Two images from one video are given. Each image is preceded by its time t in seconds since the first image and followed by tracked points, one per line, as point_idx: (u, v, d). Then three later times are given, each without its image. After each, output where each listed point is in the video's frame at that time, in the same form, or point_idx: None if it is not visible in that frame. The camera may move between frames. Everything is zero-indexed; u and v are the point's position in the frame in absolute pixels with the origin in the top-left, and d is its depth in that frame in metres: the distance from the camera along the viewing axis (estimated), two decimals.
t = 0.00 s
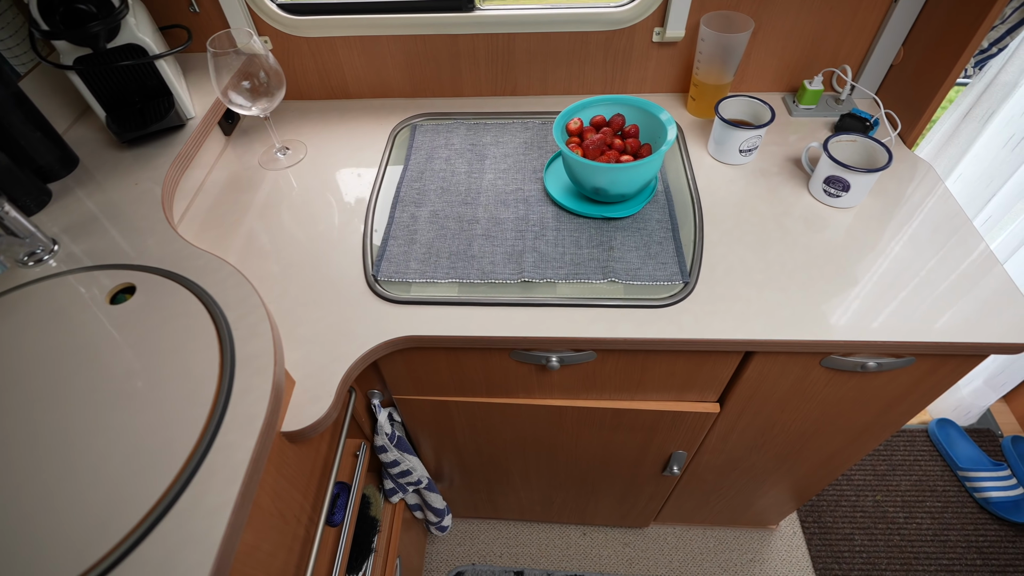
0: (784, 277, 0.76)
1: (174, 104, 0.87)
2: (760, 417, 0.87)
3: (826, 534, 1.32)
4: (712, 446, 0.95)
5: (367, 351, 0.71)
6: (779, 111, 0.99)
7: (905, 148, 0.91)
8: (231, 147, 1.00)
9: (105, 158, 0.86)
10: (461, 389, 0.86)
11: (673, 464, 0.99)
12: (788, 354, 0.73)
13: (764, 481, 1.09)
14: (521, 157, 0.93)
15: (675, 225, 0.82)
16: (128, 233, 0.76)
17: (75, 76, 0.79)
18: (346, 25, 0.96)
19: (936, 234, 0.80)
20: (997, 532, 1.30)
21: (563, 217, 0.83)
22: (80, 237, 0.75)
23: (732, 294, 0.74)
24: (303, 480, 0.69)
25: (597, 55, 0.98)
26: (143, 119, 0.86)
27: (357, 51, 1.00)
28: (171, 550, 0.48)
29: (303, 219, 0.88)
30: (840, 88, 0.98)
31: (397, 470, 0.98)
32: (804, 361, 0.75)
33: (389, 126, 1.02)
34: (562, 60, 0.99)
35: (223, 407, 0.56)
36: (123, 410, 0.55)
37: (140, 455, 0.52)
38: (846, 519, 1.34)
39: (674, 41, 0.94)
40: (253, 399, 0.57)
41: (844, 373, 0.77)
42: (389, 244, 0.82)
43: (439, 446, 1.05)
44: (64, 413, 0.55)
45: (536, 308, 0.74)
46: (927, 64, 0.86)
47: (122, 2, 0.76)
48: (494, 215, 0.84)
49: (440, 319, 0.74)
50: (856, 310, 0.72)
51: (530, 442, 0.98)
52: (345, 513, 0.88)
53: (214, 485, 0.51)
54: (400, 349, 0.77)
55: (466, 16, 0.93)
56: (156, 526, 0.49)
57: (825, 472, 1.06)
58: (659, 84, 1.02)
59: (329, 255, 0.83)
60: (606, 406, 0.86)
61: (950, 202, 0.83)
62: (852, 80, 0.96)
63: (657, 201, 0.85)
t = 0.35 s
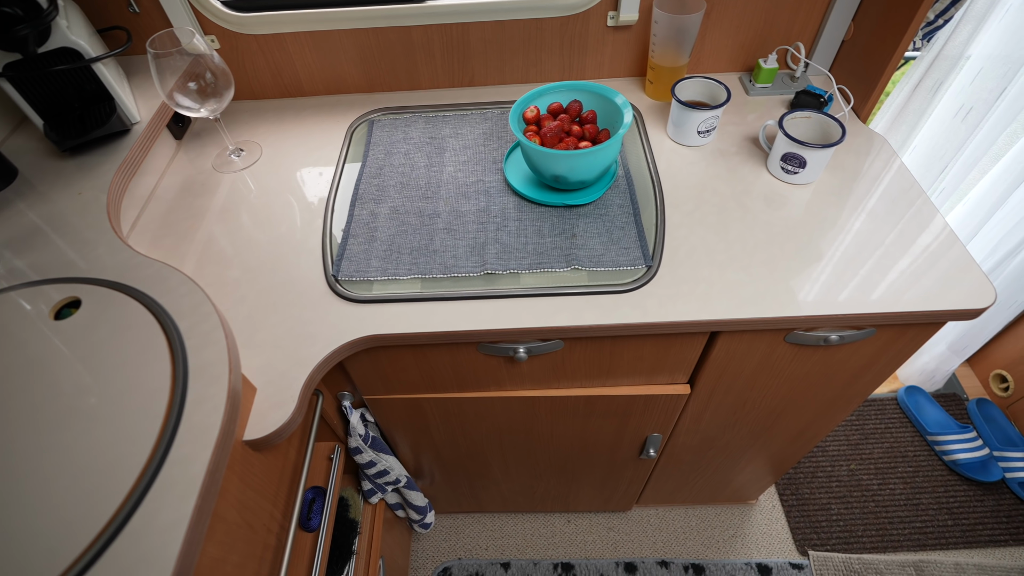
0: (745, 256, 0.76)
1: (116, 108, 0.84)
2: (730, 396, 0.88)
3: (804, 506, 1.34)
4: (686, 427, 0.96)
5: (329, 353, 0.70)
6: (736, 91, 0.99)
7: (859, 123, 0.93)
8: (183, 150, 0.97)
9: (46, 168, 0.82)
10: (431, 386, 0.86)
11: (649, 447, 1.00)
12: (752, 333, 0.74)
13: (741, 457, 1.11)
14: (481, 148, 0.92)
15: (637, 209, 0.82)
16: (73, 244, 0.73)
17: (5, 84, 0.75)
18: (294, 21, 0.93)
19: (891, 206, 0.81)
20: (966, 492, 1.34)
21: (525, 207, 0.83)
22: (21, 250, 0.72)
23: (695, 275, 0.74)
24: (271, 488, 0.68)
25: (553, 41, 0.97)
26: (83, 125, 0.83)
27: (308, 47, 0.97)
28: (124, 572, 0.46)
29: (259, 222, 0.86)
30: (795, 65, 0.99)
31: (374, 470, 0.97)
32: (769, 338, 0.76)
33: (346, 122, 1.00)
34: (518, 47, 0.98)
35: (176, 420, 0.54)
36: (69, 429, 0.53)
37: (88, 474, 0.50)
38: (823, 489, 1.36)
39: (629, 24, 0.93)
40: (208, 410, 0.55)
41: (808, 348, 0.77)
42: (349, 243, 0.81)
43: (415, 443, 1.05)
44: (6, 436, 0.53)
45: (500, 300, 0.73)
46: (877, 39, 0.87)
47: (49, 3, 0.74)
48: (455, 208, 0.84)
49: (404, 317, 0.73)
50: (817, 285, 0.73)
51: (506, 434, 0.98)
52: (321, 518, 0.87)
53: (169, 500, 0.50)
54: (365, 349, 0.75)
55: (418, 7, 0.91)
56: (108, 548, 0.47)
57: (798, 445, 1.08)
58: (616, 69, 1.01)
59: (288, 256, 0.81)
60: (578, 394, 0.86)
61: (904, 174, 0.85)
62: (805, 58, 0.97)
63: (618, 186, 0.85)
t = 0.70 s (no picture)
0: (700, 235, 0.77)
1: (50, 114, 0.81)
2: (695, 374, 0.90)
3: (777, 478, 1.37)
4: (655, 407, 0.97)
5: (287, 355, 0.69)
6: (688, 73, 1.00)
7: (808, 99, 0.94)
8: (129, 156, 0.94)
9: None
10: (397, 382, 0.85)
11: (621, 430, 1.01)
12: (710, 311, 0.75)
13: (712, 434, 1.13)
14: (436, 141, 0.91)
15: (593, 195, 0.82)
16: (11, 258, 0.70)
17: None
18: (237, 18, 0.90)
19: (840, 180, 0.83)
20: (930, 454, 1.39)
21: (482, 198, 0.82)
22: None
23: (652, 257, 0.75)
24: (234, 496, 0.67)
25: (503, 30, 0.96)
26: (16, 135, 0.80)
27: (254, 45, 0.95)
28: None
29: (211, 226, 0.84)
30: (744, 45, 1.00)
31: (347, 471, 0.97)
32: (727, 316, 0.77)
33: (298, 120, 0.99)
34: (469, 37, 0.97)
35: (124, 432, 0.52)
36: (9, 450, 0.51)
37: (31, 494, 0.48)
38: (795, 461, 1.40)
39: (578, 9, 0.93)
40: (157, 420, 0.54)
41: (766, 322, 0.79)
42: (305, 243, 0.79)
43: (388, 442, 1.04)
44: None
45: (460, 292, 0.73)
46: (820, 16, 0.89)
47: None
48: (411, 202, 0.83)
49: (362, 314, 0.72)
50: (771, 260, 0.74)
51: (478, 425, 0.98)
52: (295, 522, 0.86)
53: (119, 515, 0.48)
54: (326, 349, 0.74)
55: None
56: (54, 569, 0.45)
57: (766, 419, 1.10)
58: (569, 55, 1.01)
59: (242, 260, 0.79)
60: (546, 382, 0.86)
61: (852, 149, 0.87)
62: (754, 37, 0.98)
63: (574, 173, 0.85)
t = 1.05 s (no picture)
0: (652, 217, 0.78)
1: None
2: (658, 355, 0.91)
3: (749, 452, 1.41)
4: (622, 390, 0.99)
5: (241, 360, 0.68)
6: (637, 58, 1.01)
7: (753, 79, 0.96)
8: (70, 166, 0.91)
9: None
10: (361, 381, 0.85)
11: (590, 415, 1.02)
12: (664, 292, 0.76)
13: (681, 414, 1.15)
14: (387, 137, 0.90)
15: (545, 183, 0.82)
16: None
17: None
18: (174, 19, 0.88)
19: (785, 157, 0.85)
20: (893, 419, 1.43)
21: (435, 192, 0.82)
22: None
23: (605, 241, 0.76)
24: (194, 505, 0.66)
25: (451, 22, 0.96)
26: None
27: (195, 47, 0.93)
28: None
29: (159, 234, 0.82)
30: (690, 28, 1.01)
31: (318, 474, 0.96)
32: (682, 295, 0.78)
33: (246, 122, 0.97)
34: (416, 31, 0.96)
35: (68, 448, 0.51)
36: None
37: None
38: (764, 434, 1.43)
39: None
40: (103, 433, 0.53)
41: (721, 300, 0.80)
42: (256, 246, 0.78)
43: (359, 442, 1.03)
44: None
45: (415, 287, 0.73)
46: None
47: None
48: (363, 199, 0.82)
49: (317, 314, 0.71)
50: (720, 238, 0.75)
51: (447, 419, 0.98)
52: (266, 528, 0.84)
53: (65, 531, 0.47)
54: (283, 351, 0.74)
55: None
56: None
57: (732, 395, 1.12)
58: (518, 45, 1.01)
59: (192, 266, 0.77)
60: (510, 371, 0.87)
61: (796, 126, 0.89)
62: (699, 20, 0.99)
63: (526, 162, 0.85)
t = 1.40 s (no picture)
0: (603, 203, 0.79)
1: None
2: (619, 340, 0.92)
3: (720, 430, 1.43)
4: (587, 377, 1.00)
5: (193, 370, 0.66)
6: (585, 46, 1.01)
7: (698, 63, 0.97)
8: (6, 181, 0.88)
9: None
10: (323, 384, 0.84)
11: (558, 404, 1.03)
12: (619, 276, 0.77)
13: (650, 397, 1.17)
14: (336, 136, 0.89)
15: (496, 175, 0.82)
16: None
17: None
18: (106, 24, 0.85)
19: (731, 138, 0.86)
20: (856, 389, 1.48)
21: (386, 189, 0.82)
22: None
23: (557, 229, 0.76)
24: (152, 519, 0.64)
25: (396, 17, 0.95)
26: None
27: (133, 52, 0.90)
28: None
29: (103, 246, 0.80)
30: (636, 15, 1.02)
31: (287, 480, 0.95)
32: (636, 279, 0.79)
33: (191, 128, 0.95)
34: (362, 28, 0.95)
35: (6, 469, 0.49)
36: None
37: None
38: (734, 412, 1.46)
39: None
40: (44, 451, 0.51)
41: (675, 282, 0.81)
42: (204, 253, 0.76)
43: (328, 446, 1.02)
44: None
45: (369, 285, 0.72)
46: None
47: None
48: (314, 200, 0.81)
49: (270, 318, 0.70)
50: (669, 221, 0.77)
51: (416, 417, 0.98)
52: (234, 538, 0.83)
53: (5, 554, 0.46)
54: (238, 358, 0.73)
55: None
56: None
57: (695, 377, 1.14)
58: (465, 38, 1.01)
59: (138, 277, 0.75)
60: (473, 364, 0.87)
61: (741, 108, 0.90)
62: (644, 7, 1.00)
63: (477, 155, 0.85)
